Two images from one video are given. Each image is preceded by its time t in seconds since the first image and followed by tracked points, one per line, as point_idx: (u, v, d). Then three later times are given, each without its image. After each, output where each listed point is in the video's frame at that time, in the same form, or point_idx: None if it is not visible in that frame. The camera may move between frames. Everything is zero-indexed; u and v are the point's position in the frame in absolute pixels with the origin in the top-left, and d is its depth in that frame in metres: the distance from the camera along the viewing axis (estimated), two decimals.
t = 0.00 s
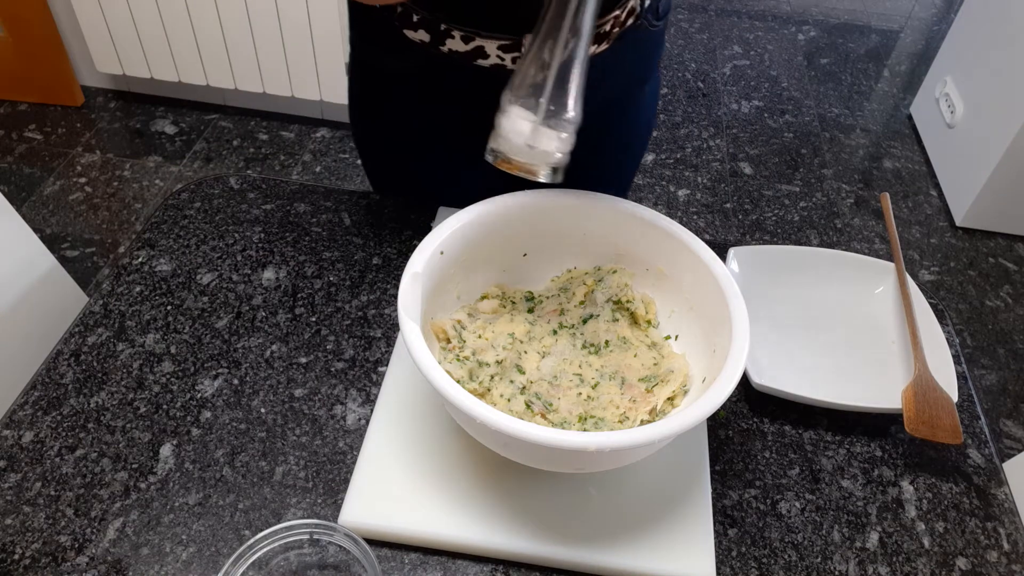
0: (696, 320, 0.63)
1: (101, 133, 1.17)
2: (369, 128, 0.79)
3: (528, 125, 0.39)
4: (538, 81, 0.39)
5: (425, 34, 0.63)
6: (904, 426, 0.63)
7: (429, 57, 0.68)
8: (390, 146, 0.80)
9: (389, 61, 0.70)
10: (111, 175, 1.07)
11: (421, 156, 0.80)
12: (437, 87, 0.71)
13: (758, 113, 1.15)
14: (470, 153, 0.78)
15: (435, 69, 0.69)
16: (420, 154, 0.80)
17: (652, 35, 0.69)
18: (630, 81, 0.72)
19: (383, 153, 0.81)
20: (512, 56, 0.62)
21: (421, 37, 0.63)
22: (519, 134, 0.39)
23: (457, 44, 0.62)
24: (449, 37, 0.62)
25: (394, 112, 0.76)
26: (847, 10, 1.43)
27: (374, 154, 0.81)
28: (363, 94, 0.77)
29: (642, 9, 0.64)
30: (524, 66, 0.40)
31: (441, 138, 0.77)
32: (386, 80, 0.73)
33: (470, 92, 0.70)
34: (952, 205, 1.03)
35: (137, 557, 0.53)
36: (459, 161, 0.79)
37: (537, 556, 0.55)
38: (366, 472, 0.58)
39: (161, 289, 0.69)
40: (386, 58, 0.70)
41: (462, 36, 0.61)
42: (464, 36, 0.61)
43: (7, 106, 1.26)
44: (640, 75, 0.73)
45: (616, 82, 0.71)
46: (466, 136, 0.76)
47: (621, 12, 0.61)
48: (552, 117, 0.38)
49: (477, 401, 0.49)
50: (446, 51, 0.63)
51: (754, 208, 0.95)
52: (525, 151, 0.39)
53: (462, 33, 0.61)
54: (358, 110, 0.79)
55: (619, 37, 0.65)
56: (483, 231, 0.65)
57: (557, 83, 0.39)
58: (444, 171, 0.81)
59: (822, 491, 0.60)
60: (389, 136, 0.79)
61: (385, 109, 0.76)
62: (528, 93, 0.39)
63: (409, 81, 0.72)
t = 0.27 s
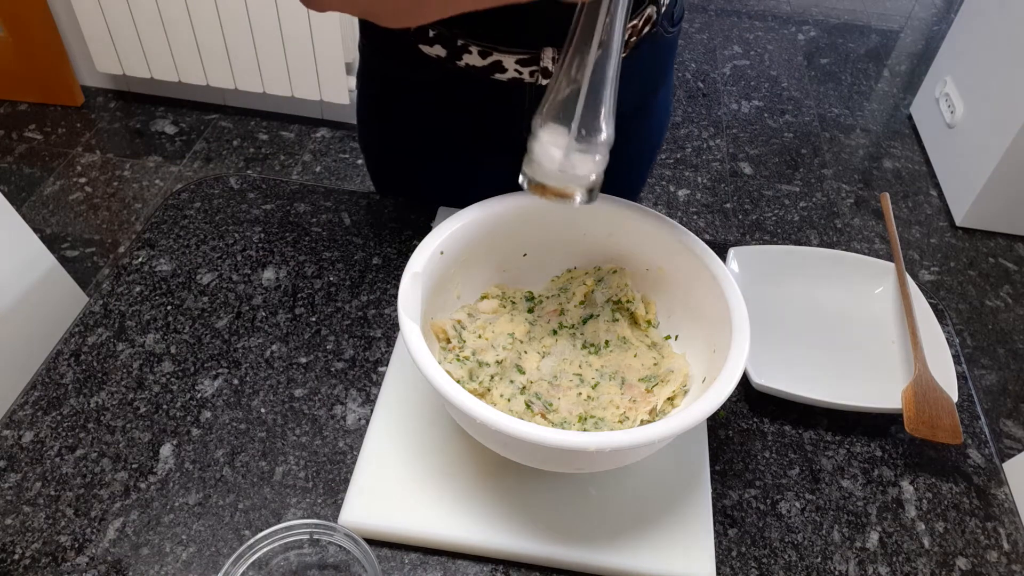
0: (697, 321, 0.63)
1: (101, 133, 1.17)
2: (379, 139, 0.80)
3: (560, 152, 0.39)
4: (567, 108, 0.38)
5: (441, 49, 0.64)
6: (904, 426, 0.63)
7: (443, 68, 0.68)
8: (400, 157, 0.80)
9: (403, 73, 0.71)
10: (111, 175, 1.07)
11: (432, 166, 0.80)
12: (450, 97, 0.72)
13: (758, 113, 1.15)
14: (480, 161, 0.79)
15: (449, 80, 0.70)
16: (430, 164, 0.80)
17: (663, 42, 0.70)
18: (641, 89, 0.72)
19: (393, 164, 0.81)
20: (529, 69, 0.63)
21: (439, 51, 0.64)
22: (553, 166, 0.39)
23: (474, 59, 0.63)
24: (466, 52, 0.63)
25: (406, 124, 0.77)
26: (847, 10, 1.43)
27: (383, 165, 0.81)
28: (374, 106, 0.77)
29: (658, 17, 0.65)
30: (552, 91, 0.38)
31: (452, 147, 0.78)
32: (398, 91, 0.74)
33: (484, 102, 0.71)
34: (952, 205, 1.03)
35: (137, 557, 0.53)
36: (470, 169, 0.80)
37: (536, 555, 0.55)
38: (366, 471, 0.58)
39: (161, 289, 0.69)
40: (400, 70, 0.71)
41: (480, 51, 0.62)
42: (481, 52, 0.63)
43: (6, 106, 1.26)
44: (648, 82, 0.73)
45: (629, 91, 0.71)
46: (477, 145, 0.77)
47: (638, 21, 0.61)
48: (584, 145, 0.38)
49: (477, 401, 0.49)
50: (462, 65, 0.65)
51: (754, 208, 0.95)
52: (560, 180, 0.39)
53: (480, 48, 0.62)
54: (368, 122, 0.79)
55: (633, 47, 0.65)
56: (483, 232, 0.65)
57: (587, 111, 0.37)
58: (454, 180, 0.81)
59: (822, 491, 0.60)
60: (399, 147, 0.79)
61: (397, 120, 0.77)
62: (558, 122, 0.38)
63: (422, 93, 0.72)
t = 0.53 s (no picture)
0: (696, 321, 0.63)
1: (101, 133, 1.17)
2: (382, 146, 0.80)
3: (555, 158, 0.44)
4: (566, 112, 0.43)
5: (444, 57, 0.65)
6: (904, 426, 0.63)
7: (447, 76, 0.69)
8: (403, 163, 0.80)
9: (407, 81, 0.72)
10: (111, 175, 1.07)
11: (435, 172, 0.81)
12: (454, 104, 0.72)
13: (758, 113, 1.15)
14: (483, 166, 0.79)
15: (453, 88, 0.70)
16: (433, 170, 0.81)
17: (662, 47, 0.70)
18: (642, 93, 0.72)
19: (395, 169, 0.81)
20: (531, 77, 0.64)
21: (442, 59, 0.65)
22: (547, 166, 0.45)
23: (476, 67, 0.64)
24: (469, 59, 0.64)
25: (410, 130, 0.77)
26: (847, 10, 1.43)
27: (386, 171, 0.82)
28: (379, 114, 0.78)
29: (659, 22, 0.65)
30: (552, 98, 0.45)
31: (456, 154, 0.78)
32: (403, 98, 0.74)
33: (486, 109, 0.71)
34: (952, 205, 1.03)
35: (137, 557, 0.53)
36: (473, 174, 0.80)
37: (536, 555, 0.55)
38: (366, 471, 0.58)
39: (161, 289, 0.69)
40: (404, 77, 0.71)
41: (482, 59, 0.63)
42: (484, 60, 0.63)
43: (6, 106, 1.26)
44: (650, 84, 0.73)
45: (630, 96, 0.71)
46: (479, 149, 0.77)
47: (642, 28, 0.61)
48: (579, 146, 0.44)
49: (477, 401, 0.49)
50: (464, 72, 0.65)
51: (754, 208, 0.95)
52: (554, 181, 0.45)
53: (482, 56, 0.63)
54: (372, 129, 0.80)
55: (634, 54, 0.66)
56: (483, 232, 0.65)
57: (583, 117, 0.43)
58: (456, 185, 0.82)
59: (822, 491, 0.60)
60: (403, 153, 0.80)
61: (401, 127, 0.77)
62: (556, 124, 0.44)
63: (426, 100, 0.73)
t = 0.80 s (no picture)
0: (696, 321, 0.63)
1: (101, 133, 1.17)
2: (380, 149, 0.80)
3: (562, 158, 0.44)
4: (574, 113, 0.43)
5: (439, 60, 0.65)
6: (904, 426, 0.63)
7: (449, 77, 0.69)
8: (402, 165, 0.80)
9: (408, 83, 0.72)
10: (111, 175, 1.07)
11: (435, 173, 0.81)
12: (453, 106, 0.73)
13: (758, 113, 1.15)
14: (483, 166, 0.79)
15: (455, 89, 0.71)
16: (433, 171, 0.81)
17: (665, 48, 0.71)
18: (641, 94, 0.73)
19: (393, 171, 0.81)
20: (527, 80, 0.65)
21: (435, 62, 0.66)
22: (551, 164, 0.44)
23: (472, 69, 0.65)
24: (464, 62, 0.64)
25: (409, 133, 0.77)
26: (847, 10, 1.43)
27: (385, 173, 0.81)
28: (377, 117, 0.78)
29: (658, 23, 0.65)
30: (563, 96, 0.44)
31: (456, 154, 0.78)
32: (403, 101, 0.74)
33: (485, 110, 0.72)
34: (952, 205, 1.03)
35: (137, 557, 0.53)
36: (472, 174, 0.80)
37: (536, 555, 0.55)
38: (366, 471, 0.58)
39: (161, 289, 0.69)
40: (403, 80, 0.72)
41: (478, 62, 0.64)
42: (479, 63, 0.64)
43: (6, 106, 1.27)
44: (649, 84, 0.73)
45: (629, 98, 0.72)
46: (478, 151, 0.77)
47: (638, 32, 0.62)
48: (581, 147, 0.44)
49: (477, 401, 0.49)
50: (459, 74, 0.66)
51: (754, 208, 0.95)
52: (558, 180, 0.45)
53: (478, 59, 0.64)
54: (369, 133, 0.80)
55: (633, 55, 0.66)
56: (483, 232, 0.65)
57: (590, 118, 0.43)
58: (456, 186, 0.82)
59: (822, 491, 0.60)
60: (401, 156, 0.80)
61: (400, 130, 0.77)
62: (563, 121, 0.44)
63: (426, 102, 0.73)
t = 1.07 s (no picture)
0: (695, 321, 0.63)
1: (101, 133, 1.17)
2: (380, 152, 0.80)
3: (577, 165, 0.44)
4: (589, 120, 0.43)
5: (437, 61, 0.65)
6: (904, 426, 0.63)
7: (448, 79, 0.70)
8: (401, 166, 0.81)
9: (407, 86, 0.72)
10: (111, 175, 1.07)
11: (433, 176, 0.81)
12: (453, 108, 0.73)
13: (758, 113, 1.15)
14: (482, 168, 0.79)
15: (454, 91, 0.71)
16: (431, 174, 0.81)
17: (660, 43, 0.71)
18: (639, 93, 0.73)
19: (392, 171, 0.81)
20: (525, 80, 0.65)
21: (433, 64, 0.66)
22: (566, 169, 0.44)
23: (469, 71, 0.65)
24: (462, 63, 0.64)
25: (408, 136, 0.78)
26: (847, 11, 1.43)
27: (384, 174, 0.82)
28: (376, 121, 0.78)
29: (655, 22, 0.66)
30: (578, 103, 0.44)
31: (454, 156, 0.78)
32: (401, 103, 0.75)
33: (484, 111, 0.72)
34: (952, 206, 1.03)
35: (137, 557, 0.53)
36: (471, 175, 0.80)
37: (537, 556, 0.55)
38: (366, 471, 0.58)
39: (161, 289, 0.69)
40: (401, 82, 0.72)
41: (476, 63, 0.64)
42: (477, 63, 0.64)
43: (6, 106, 1.27)
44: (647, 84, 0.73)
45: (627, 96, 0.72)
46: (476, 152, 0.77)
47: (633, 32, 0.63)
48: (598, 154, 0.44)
49: (477, 401, 0.49)
50: (457, 76, 0.66)
51: (754, 208, 0.95)
52: (573, 187, 0.45)
53: (476, 60, 0.64)
54: (368, 136, 0.80)
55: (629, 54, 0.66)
56: (483, 232, 0.65)
57: (605, 125, 0.43)
58: (454, 189, 0.82)
59: (822, 491, 0.60)
60: (400, 158, 0.80)
61: (399, 133, 0.78)
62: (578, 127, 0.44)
63: (425, 104, 0.73)
